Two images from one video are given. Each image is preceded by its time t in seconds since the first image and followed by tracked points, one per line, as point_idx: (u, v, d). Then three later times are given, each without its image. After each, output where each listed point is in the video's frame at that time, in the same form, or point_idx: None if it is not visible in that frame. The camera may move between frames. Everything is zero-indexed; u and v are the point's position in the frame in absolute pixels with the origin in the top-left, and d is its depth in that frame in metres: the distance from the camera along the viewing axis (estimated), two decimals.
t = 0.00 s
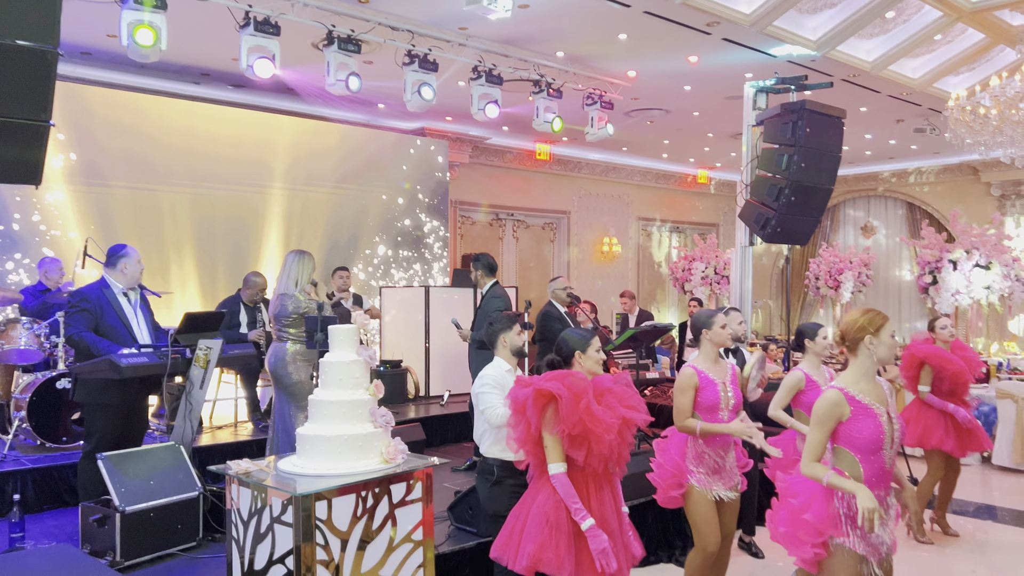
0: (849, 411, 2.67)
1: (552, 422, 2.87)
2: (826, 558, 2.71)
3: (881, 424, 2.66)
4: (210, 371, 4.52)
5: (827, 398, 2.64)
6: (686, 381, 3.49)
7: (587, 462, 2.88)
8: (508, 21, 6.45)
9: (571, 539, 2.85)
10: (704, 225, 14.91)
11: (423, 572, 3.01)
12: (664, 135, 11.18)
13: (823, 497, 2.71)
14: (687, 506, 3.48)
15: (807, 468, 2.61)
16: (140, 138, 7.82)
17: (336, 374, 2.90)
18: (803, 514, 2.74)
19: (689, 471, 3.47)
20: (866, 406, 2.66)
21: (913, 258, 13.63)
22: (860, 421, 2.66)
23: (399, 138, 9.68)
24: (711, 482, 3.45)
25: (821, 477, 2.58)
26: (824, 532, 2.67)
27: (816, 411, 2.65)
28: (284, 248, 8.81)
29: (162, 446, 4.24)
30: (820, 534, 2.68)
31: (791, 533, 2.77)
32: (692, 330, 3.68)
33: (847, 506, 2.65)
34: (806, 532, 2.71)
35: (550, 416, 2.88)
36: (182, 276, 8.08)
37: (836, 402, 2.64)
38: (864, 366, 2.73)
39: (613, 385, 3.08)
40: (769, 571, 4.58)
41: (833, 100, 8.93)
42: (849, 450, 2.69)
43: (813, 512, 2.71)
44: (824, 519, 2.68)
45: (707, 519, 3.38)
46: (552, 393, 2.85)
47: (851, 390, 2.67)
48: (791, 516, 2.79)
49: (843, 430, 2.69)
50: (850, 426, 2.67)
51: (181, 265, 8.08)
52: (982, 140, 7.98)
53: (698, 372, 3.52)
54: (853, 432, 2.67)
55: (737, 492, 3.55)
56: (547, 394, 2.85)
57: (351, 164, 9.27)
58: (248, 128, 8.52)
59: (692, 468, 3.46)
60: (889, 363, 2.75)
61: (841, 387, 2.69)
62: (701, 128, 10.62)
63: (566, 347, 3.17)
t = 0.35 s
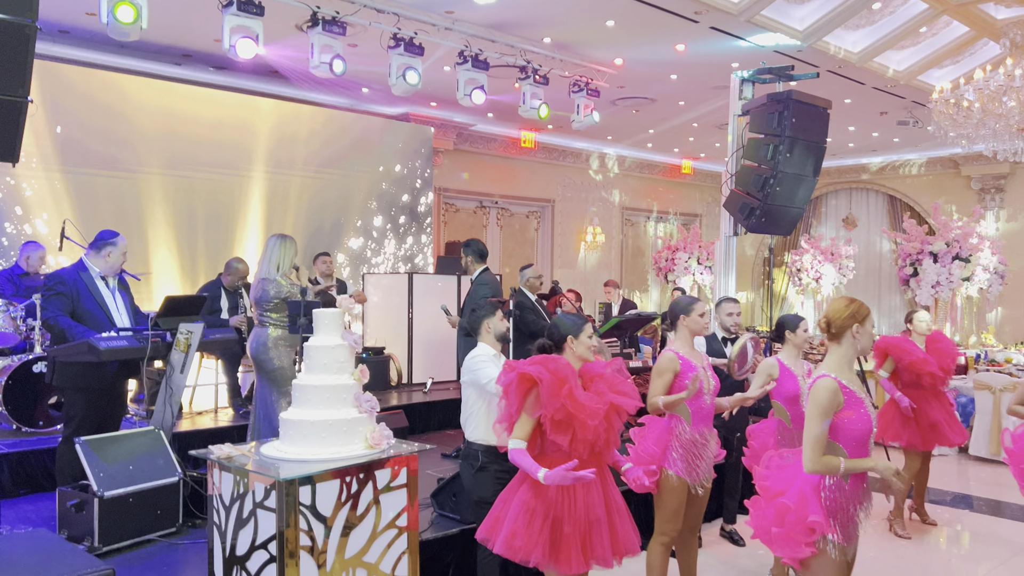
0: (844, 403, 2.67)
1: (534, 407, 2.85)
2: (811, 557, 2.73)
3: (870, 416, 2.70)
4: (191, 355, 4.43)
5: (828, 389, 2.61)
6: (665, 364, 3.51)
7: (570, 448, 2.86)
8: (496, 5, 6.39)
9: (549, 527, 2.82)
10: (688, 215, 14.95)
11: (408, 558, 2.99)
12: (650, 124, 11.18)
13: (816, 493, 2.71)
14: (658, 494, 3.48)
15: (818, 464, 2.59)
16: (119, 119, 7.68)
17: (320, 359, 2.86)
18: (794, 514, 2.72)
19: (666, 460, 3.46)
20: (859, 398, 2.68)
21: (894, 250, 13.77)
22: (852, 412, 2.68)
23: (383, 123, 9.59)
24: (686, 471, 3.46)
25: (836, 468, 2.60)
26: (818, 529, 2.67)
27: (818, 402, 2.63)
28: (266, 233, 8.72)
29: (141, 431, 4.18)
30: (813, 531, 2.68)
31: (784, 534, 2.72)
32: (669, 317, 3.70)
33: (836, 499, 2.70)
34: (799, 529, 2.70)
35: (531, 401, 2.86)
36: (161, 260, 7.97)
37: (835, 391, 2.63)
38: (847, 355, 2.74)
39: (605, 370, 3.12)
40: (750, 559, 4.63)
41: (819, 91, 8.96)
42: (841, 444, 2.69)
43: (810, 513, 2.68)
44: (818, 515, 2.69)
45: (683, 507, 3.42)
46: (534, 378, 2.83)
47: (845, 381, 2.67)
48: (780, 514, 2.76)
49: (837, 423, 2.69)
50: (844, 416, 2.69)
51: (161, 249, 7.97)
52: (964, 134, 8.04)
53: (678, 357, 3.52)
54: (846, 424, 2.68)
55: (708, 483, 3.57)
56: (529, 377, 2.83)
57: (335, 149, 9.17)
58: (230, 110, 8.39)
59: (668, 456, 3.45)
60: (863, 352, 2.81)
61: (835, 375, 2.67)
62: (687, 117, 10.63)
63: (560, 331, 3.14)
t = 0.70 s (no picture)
0: (832, 399, 2.65)
1: (528, 397, 2.84)
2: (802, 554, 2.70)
3: (860, 412, 2.67)
4: (185, 343, 4.41)
5: (815, 385, 2.60)
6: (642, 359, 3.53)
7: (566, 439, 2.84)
8: None
9: (549, 519, 2.80)
10: (683, 210, 14.93)
11: (404, 547, 2.97)
12: (647, 118, 11.17)
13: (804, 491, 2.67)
14: (637, 488, 3.45)
15: (791, 460, 2.54)
16: (113, 104, 7.60)
17: (318, 346, 2.84)
18: (784, 511, 2.68)
19: (645, 454, 3.43)
20: (849, 394, 2.66)
21: (888, 247, 13.80)
22: (841, 408, 2.66)
23: (380, 113, 9.53)
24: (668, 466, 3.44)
25: (811, 469, 2.53)
26: (807, 528, 2.63)
27: (803, 399, 2.60)
28: (260, 222, 8.66)
29: (134, 419, 4.15)
30: (803, 530, 2.64)
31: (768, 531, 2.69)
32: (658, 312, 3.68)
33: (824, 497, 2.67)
34: (789, 528, 2.65)
35: (525, 392, 2.84)
36: (154, 247, 7.92)
37: (824, 387, 2.61)
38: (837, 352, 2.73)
39: (601, 360, 3.11)
40: (743, 553, 4.64)
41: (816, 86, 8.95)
42: (829, 440, 2.67)
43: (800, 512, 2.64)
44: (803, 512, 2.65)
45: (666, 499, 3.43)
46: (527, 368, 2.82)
47: (834, 377, 2.66)
48: (769, 512, 2.72)
49: (825, 420, 2.67)
50: (833, 414, 2.66)
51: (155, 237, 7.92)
52: (962, 131, 8.05)
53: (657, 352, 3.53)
54: (835, 420, 2.66)
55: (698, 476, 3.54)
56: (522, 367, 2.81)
57: (331, 138, 9.12)
58: (225, 97, 8.32)
59: (647, 451, 3.43)
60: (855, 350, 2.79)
61: (824, 372, 2.66)
62: (684, 111, 10.61)
63: (559, 321, 3.11)
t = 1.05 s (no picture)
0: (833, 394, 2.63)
1: (527, 391, 2.80)
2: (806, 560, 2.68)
3: (861, 406, 2.66)
4: (185, 330, 4.38)
5: (815, 378, 2.58)
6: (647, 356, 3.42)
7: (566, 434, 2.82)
8: None
9: (544, 515, 2.78)
10: (682, 203, 14.91)
11: (404, 536, 2.95)
12: (648, 110, 11.13)
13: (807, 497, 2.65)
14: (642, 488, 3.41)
15: (785, 452, 2.51)
16: (112, 90, 7.55)
17: (319, 334, 2.82)
18: (786, 519, 2.66)
19: (649, 448, 3.42)
20: (849, 389, 2.64)
21: (887, 243, 13.80)
22: (843, 404, 2.64)
23: (380, 102, 9.48)
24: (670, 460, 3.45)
25: (804, 464, 2.49)
26: (811, 535, 2.61)
27: (804, 391, 2.58)
28: (259, 211, 8.62)
29: (133, 406, 4.12)
30: (805, 537, 2.63)
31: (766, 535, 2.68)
32: (652, 303, 3.62)
33: (825, 498, 2.65)
34: (791, 536, 2.63)
35: (524, 385, 2.80)
36: (151, 235, 7.88)
37: (826, 382, 2.59)
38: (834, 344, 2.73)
39: (598, 353, 3.08)
40: (741, 547, 4.65)
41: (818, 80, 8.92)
42: (830, 436, 2.65)
43: (803, 519, 2.62)
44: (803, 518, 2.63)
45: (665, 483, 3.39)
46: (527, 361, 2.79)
47: (835, 371, 2.64)
48: (772, 521, 2.70)
49: (825, 416, 2.65)
50: (833, 410, 2.64)
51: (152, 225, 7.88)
52: (964, 126, 8.03)
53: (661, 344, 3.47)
54: (836, 416, 2.64)
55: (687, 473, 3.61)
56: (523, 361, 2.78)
57: (331, 127, 9.07)
58: (224, 85, 8.27)
59: (651, 446, 3.42)
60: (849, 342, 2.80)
61: (825, 367, 2.64)
62: (685, 104, 10.57)
63: (557, 313, 3.10)
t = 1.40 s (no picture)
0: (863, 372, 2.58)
1: (536, 374, 2.66)
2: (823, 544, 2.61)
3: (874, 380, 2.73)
4: (174, 312, 4.32)
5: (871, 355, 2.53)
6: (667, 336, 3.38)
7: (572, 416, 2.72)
8: None
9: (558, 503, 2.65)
10: (673, 193, 14.91)
11: (399, 516, 2.93)
12: (639, 99, 11.09)
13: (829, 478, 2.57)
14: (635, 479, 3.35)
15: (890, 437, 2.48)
16: (98, 73, 7.44)
17: (312, 310, 2.78)
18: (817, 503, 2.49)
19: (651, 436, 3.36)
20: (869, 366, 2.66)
21: (876, 233, 13.85)
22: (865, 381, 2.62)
23: (370, 88, 9.40)
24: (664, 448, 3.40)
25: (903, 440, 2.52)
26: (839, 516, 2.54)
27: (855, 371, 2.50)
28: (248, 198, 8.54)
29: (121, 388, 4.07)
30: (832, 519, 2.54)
31: (801, 527, 2.48)
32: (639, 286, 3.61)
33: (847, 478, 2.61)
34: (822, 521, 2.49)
35: (533, 369, 2.65)
36: (139, 221, 7.79)
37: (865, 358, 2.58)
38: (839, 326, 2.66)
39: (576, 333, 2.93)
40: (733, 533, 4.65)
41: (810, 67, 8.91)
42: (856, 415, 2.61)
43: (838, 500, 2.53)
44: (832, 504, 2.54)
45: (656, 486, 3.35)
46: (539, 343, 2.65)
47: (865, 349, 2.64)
48: (799, 508, 2.50)
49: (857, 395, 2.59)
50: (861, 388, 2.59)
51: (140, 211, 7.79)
52: (955, 114, 8.05)
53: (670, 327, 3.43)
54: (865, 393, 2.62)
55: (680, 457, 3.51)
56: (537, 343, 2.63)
57: (321, 113, 8.99)
58: (212, 69, 8.17)
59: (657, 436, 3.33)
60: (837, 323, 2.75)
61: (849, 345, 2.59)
62: (676, 92, 10.54)
63: (535, 294, 2.99)
